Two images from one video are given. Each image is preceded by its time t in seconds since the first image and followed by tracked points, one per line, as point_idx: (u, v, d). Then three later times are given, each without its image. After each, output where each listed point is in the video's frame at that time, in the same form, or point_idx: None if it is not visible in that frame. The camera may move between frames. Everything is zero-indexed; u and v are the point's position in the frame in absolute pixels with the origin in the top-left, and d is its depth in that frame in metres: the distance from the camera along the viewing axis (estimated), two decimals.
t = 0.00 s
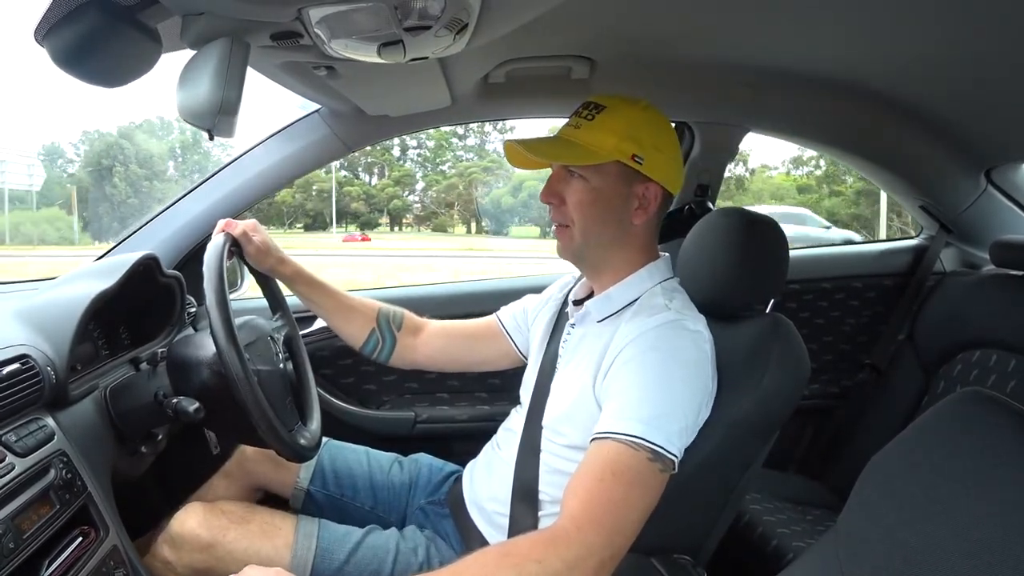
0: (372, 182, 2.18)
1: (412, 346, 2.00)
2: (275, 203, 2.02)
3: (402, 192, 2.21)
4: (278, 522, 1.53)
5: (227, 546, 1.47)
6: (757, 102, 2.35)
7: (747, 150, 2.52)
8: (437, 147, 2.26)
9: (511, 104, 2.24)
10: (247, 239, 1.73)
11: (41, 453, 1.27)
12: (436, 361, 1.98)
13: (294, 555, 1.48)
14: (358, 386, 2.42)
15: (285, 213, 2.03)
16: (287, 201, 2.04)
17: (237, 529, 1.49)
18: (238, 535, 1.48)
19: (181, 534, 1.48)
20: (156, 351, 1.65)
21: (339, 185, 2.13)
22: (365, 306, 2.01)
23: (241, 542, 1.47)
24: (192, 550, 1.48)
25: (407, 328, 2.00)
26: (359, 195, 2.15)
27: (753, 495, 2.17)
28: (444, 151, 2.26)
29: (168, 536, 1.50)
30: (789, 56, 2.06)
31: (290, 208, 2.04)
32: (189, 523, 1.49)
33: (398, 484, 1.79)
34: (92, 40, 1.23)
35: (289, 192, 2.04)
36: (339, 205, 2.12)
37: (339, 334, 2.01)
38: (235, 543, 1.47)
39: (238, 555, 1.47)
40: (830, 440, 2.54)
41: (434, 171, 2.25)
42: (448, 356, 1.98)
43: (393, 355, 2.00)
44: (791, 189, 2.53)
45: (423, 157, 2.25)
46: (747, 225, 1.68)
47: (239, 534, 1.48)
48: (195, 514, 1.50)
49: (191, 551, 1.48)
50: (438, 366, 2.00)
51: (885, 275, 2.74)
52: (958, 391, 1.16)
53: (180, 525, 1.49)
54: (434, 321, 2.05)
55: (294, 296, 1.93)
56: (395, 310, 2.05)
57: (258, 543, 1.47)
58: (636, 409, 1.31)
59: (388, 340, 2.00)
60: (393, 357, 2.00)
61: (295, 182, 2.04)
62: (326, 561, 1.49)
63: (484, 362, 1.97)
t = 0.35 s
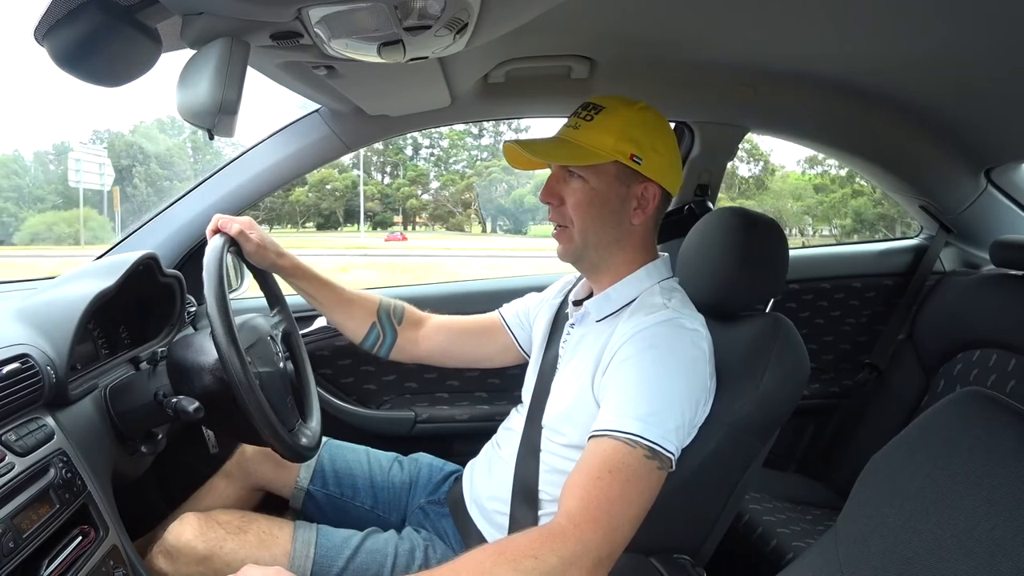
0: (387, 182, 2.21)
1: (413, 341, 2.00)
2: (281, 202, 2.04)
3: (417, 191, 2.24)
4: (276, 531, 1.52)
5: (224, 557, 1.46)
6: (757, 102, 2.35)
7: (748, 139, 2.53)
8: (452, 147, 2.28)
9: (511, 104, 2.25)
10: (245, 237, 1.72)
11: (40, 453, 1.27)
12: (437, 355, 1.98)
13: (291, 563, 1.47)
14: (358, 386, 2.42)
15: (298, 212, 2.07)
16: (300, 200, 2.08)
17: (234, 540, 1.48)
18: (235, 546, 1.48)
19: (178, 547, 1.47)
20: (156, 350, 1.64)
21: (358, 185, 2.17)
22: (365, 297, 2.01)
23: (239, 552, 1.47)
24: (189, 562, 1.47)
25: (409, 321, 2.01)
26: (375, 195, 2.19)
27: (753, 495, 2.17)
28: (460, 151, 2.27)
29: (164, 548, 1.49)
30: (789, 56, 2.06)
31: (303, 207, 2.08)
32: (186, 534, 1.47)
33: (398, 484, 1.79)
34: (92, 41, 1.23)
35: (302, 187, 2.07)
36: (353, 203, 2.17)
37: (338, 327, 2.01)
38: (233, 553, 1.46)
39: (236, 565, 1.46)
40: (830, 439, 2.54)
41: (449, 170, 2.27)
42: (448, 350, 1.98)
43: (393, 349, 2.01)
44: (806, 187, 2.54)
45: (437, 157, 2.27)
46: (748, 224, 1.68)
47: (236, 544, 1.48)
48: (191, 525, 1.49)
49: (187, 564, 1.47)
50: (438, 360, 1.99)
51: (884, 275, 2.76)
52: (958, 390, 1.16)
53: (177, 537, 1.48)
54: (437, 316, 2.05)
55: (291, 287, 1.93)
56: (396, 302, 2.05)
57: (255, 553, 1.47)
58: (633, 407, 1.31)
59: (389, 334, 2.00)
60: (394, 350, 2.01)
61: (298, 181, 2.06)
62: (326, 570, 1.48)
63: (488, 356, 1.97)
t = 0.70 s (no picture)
0: (399, 181, 2.22)
1: (413, 340, 2.01)
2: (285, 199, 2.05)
3: (433, 190, 2.25)
4: (273, 538, 1.52)
5: (221, 567, 1.47)
6: (757, 102, 2.35)
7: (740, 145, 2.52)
8: (470, 145, 2.29)
9: (511, 104, 2.25)
10: (245, 238, 1.72)
11: (40, 453, 1.27)
12: (436, 354, 1.98)
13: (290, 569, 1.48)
14: (358, 386, 2.42)
15: (313, 210, 2.12)
16: (316, 198, 2.12)
17: (232, 549, 1.48)
18: (232, 556, 1.48)
19: (174, 558, 1.47)
20: (156, 351, 1.64)
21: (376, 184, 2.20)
22: (364, 299, 2.01)
23: (235, 561, 1.47)
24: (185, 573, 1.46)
25: (408, 322, 2.01)
26: (389, 194, 2.22)
27: (752, 495, 2.17)
28: (476, 149, 2.28)
29: (160, 558, 1.49)
30: (790, 56, 2.06)
31: (318, 204, 2.12)
32: (181, 546, 1.47)
33: (398, 484, 1.79)
34: (92, 40, 1.23)
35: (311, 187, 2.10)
36: (369, 201, 2.21)
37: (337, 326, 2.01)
38: (231, 564, 1.47)
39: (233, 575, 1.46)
40: (830, 440, 2.54)
41: (466, 170, 2.27)
42: (448, 350, 1.98)
43: (393, 349, 2.01)
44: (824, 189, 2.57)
45: (452, 156, 2.27)
46: (748, 224, 1.68)
47: (234, 554, 1.48)
48: (187, 536, 1.49)
49: (183, 575, 1.47)
50: (437, 360, 2.00)
51: (883, 275, 2.76)
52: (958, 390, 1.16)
53: (173, 550, 1.47)
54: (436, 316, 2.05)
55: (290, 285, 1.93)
56: (396, 304, 2.06)
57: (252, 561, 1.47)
58: (632, 407, 1.31)
59: (388, 334, 2.00)
60: (393, 350, 2.01)
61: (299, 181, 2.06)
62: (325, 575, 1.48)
63: (486, 358, 1.97)
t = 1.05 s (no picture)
0: (417, 181, 2.24)
1: (412, 343, 2.01)
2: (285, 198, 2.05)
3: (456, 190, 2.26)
4: (273, 538, 1.52)
5: (221, 567, 1.47)
6: (757, 102, 2.35)
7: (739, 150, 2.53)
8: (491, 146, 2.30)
9: (512, 104, 2.25)
10: (246, 238, 1.73)
11: (40, 452, 1.27)
12: (435, 357, 1.99)
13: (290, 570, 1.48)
14: (357, 386, 2.42)
15: (329, 209, 2.15)
16: (334, 198, 2.15)
17: (232, 549, 1.48)
18: (232, 556, 1.48)
19: (174, 558, 1.47)
20: (155, 350, 1.64)
21: (393, 184, 2.22)
22: (364, 300, 2.01)
23: (234, 561, 1.47)
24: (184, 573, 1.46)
25: (408, 326, 2.01)
26: (410, 195, 2.23)
27: (752, 494, 2.17)
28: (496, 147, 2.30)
29: (160, 558, 1.49)
30: (790, 55, 2.06)
31: (334, 204, 2.15)
32: (181, 546, 1.47)
33: (398, 483, 1.79)
34: (92, 40, 1.23)
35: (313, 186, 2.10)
36: (386, 201, 2.22)
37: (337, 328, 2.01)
38: (231, 563, 1.47)
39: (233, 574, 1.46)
40: (830, 439, 2.54)
41: (483, 169, 2.27)
42: (447, 352, 1.98)
43: (392, 351, 2.01)
44: (844, 190, 2.64)
45: (468, 156, 2.28)
46: (748, 225, 1.68)
47: (234, 554, 1.48)
48: (186, 536, 1.49)
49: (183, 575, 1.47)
50: (436, 362, 2.00)
51: (883, 275, 2.76)
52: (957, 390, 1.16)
53: (172, 550, 1.47)
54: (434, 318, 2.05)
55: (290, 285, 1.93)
56: (395, 305, 2.06)
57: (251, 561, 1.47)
58: (633, 408, 1.31)
59: (387, 337, 2.00)
60: (393, 352, 2.01)
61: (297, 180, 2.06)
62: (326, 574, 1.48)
63: (484, 360, 1.97)
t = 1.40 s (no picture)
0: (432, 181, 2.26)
1: (417, 340, 2.02)
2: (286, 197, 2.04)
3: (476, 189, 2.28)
4: (272, 538, 1.52)
5: (221, 567, 1.47)
6: (757, 102, 2.35)
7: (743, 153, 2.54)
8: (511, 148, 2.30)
9: (512, 104, 2.25)
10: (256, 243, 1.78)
11: (40, 452, 1.28)
12: (438, 355, 2.00)
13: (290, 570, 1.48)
14: (357, 386, 2.42)
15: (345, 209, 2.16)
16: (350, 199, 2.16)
17: (231, 549, 1.48)
18: (232, 556, 1.48)
19: (173, 559, 1.47)
20: (155, 350, 1.64)
21: (410, 184, 2.24)
22: (372, 297, 2.03)
23: (234, 561, 1.47)
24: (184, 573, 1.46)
25: (412, 323, 2.03)
26: (427, 195, 2.26)
27: (752, 494, 2.17)
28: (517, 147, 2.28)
29: (159, 558, 1.49)
30: (790, 55, 2.06)
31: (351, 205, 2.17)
32: (181, 546, 1.47)
33: (397, 483, 1.79)
34: (92, 40, 1.23)
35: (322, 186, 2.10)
36: (403, 201, 2.23)
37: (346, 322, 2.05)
38: (231, 563, 1.47)
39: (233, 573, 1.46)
40: (830, 440, 2.54)
41: (501, 170, 2.27)
42: (450, 351, 2.00)
43: (397, 348, 2.03)
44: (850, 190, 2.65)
45: (485, 157, 2.28)
46: (747, 225, 1.68)
47: (234, 553, 1.48)
48: (186, 536, 1.49)
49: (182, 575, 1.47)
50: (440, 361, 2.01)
51: (883, 275, 2.76)
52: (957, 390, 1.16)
53: (172, 550, 1.47)
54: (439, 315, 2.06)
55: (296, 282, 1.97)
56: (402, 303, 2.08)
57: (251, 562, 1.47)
58: (631, 409, 1.31)
59: (392, 334, 2.03)
60: (397, 348, 2.03)
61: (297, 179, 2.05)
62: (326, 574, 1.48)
63: (486, 357, 1.98)
